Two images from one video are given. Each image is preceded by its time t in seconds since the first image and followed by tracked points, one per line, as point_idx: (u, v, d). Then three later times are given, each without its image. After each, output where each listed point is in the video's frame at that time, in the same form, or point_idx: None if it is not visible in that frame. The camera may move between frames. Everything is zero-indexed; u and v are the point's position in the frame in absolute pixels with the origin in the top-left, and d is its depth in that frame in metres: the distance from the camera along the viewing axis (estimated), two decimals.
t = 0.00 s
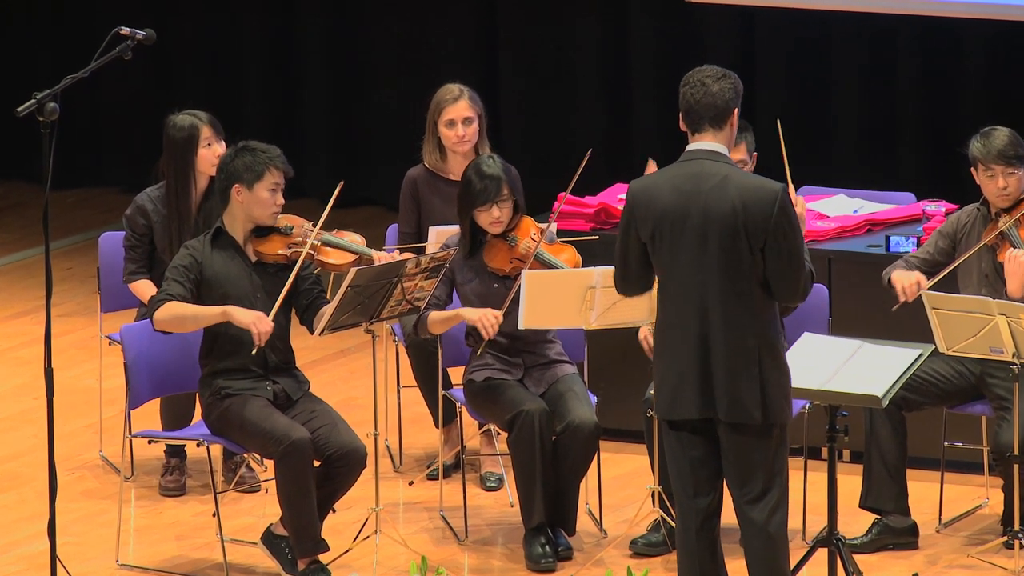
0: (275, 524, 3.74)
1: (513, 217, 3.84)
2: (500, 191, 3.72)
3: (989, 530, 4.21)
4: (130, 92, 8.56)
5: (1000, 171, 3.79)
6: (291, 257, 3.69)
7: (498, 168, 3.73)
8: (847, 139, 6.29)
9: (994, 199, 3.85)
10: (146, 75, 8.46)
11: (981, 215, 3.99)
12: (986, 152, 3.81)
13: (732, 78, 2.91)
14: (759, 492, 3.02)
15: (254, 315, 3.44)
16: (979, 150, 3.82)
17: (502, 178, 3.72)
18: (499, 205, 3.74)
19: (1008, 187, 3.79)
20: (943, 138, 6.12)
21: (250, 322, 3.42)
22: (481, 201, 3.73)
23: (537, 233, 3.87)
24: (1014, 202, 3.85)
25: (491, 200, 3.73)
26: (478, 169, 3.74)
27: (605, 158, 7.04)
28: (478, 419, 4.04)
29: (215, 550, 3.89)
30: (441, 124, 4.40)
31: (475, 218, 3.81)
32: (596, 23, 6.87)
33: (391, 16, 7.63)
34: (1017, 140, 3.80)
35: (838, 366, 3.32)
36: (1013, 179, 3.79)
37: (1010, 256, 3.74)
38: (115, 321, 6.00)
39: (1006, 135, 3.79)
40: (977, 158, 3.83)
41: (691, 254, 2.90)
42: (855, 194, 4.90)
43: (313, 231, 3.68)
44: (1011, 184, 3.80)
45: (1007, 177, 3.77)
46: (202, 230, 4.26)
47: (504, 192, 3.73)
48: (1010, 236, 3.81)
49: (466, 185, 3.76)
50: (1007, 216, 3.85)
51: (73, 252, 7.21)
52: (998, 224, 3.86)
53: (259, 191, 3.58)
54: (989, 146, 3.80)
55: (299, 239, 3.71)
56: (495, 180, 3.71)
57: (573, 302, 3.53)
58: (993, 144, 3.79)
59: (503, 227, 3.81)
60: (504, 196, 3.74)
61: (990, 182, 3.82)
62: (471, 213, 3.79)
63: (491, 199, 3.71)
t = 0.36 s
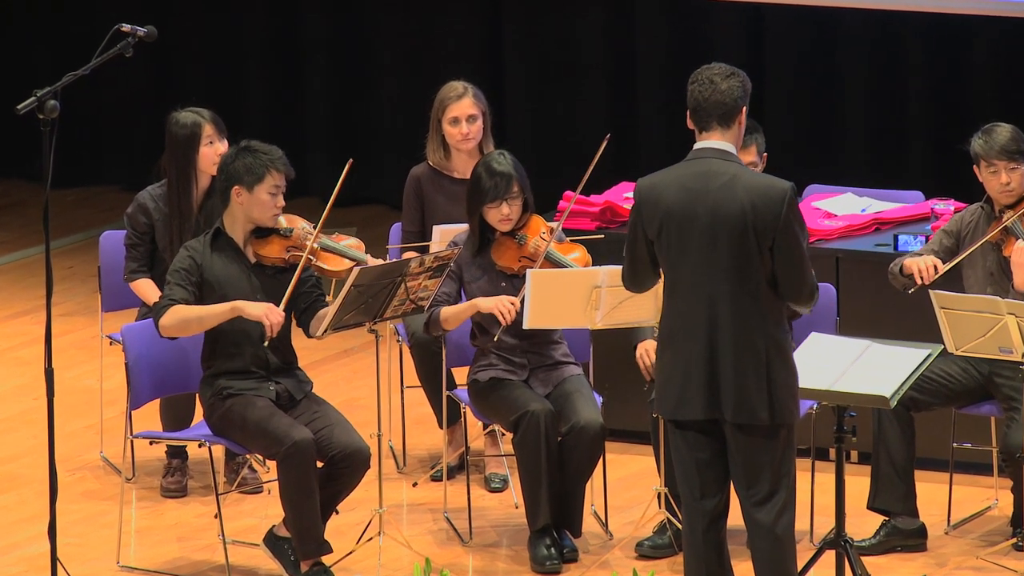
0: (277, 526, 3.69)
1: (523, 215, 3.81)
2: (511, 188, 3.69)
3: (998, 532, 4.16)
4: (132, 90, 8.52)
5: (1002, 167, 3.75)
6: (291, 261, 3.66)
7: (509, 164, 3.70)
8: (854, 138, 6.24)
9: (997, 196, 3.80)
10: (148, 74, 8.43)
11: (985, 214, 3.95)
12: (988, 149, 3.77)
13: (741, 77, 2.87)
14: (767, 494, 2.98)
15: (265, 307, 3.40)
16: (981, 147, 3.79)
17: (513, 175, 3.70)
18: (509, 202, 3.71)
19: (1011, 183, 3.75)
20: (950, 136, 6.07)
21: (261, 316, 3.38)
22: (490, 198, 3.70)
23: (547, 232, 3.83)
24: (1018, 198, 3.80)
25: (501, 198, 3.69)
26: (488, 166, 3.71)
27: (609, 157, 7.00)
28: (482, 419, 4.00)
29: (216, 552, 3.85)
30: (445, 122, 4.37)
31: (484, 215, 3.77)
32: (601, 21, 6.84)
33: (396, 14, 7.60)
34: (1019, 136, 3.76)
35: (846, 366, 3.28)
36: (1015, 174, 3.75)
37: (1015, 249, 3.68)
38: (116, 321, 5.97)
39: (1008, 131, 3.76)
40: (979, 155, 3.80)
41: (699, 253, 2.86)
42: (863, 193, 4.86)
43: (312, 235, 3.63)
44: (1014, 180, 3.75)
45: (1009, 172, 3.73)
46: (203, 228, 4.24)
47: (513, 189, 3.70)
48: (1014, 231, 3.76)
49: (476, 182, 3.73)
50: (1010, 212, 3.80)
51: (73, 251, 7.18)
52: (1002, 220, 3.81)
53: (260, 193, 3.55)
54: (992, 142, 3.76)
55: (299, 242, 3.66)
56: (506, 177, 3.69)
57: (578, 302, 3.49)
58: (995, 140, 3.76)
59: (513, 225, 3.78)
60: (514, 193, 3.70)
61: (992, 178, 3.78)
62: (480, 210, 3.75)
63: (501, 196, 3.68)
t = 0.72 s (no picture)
0: (279, 529, 3.66)
1: (530, 214, 3.77)
2: (521, 186, 3.65)
3: (1008, 535, 4.11)
4: (133, 89, 8.48)
5: (999, 165, 3.71)
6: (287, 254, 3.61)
7: (519, 162, 3.66)
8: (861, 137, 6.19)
9: (997, 194, 3.76)
10: (149, 73, 8.39)
11: (990, 215, 3.89)
12: (984, 148, 3.73)
13: (748, 75, 2.83)
14: (775, 496, 2.93)
15: (238, 322, 3.36)
16: (977, 147, 3.74)
17: (523, 173, 3.66)
18: (517, 201, 3.67)
19: (1009, 181, 3.71)
20: (960, 135, 6.00)
21: (232, 330, 3.33)
22: (500, 196, 3.66)
23: (555, 232, 3.79)
24: (1019, 195, 3.75)
25: (511, 196, 3.66)
26: (499, 164, 3.67)
27: (614, 157, 6.96)
28: (485, 421, 3.95)
29: (217, 555, 3.80)
30: (447, 120, 4.33)
31: (492, 213, 3.74)
32: (606, 20, 6.78)
33: (399, 14, 7.56)
34: (1015, 133, 3.72)
35: (853, 367, 3.23)
36: (1014, 171, 3.70)
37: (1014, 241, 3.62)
38: (116, 322, 5.93)
39: (1004, 129, 3.72)
40: (975, 155, 3.75)
41: (705, 253, 2.81)
42: (871, 193, 4.81)
43: (307, 226, 3.60)
44: (1012, 177, 3.71)
45: (1007, 168, 3.69)
46: (204, 228, 4.20)
47: (523, 188, 3.66)
48: (1013, 226, 3.69)
49: (485, 179, 3.69)
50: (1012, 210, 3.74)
51: (73, 251, 7.14)
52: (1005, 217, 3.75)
53: (254, 187, 3.51)
54: (987, 141, 3.72)
55: (294, 235, 3.63)
56: (516, 176, 3.65)
57: (583, 302, 3.44)
58: (991, 139, 3.71)
59: (520, 223, 3.74)
60: (524, 191, 3.67)
61: (991, 177, 3.73)
62: (489, 208, 3.72)
63: (511, 194, 3.64)
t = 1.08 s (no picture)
0: (282, 532, 3.62)
1: (536, 215, 3.73)
2: (528, 186, 3.62)
3: (1019, 539, 4.05)
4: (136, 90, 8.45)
5: (1012, 167, 3.66)
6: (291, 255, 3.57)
7: (527, 162, 3.63)
8: (869, 136, 6.14)
9: (1010, 196, 3.72)
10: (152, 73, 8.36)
11: (1001, 220, 3.84)
12: (996, 149, 3.68)
13: (756, 73, 2.78)
14: (783, 500, 2.88)
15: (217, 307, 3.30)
16: (989, 148, 3.69)
17: (530, 173, 3.62)
18: (525, 201, 3.64)
19: (1022, 182, 3.67)
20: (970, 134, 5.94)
21: (209, 314, 3.27)
22: (507, 197, 3.62)
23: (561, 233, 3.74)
24: None
25: (518, 196, 3.62)
26: (506, 163, 3.63)
27: (620, 158, 6.91)
28: (490, 423, 3.91)
29: (219, 558, 3.76)
30: (452, 119, 4.29)
31: (499, 213, 3.70)
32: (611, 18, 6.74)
33: (403, 13, 7.52)
34: None
35: (863, 368, 3.18)
36: None
37: None
38: (117, 323, 5.89)
39: (1017, 129, 3.67)
40: (988, 156, 3.69)
41: (713, 255, 2.77)
42: (880, 193, 4.77)
43: (311, 225, 3.56)
44: None
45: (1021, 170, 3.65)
46: (206, 228, 4.16)
47: (531, 188, 3.63)
48: None
49: (492, 179, 3.65)
50: None
51: (74, 251, 7.11)
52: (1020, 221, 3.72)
53: (255, 186, 3.46)
54: (999, 142, 3.66)
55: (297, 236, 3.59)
56: (524, 176, 3.61)
57: (589, 303, 3.40)
58: (1003, 139, 3.66)
59: (526, 224, 3.70)
60: (531, 192, 3.63)
61: (1004, 178, 3.68)
62: (495, 208, 3.68)
63: (519, 195, 3.61)
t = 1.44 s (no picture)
0: (285, 535, 3.58)
1: (539, 214, 3.69)
2: (529, 185, 3.58)
3: None
4: (139, 90, 8.42)
5: None
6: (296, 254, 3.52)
7: (526, 162, 3.59)
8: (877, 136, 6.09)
9: None
10: (156, 73, 8.33)
11: (1016, 216, 3.78)
12: None
13: (762, 71, 2.74)
14: (793, 502, 2.84)
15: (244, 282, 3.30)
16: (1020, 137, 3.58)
17: (530, 173, 3.59)
18: (526, 200, 3.60)
19: None
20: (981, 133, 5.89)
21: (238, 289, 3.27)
22: (507, 197, 3.58)
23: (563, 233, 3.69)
24: None
25: (519, 196, 3.58)
26: (505, 163, 3.60)
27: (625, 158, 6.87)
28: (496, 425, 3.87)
29: (221, 561, 3.72)
30: (457, 118, 4.25)
31: (501, 214, 3.66)
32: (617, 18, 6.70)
33: (408, 12, 7.49)
34: None
35: (872, 370, 3.14)
36: None
37: None
38: (119, 324, 5.86)
39: None
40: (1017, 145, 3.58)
41: (721, 254, 2.73)
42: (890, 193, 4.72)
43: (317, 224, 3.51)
44: None
45: None
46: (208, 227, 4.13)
47: (532, 188, 3.59)
48: None
49: (493, 180, 3.62)
50: None
51: (75, 252, 7.08)
52: None
53: (259, 185, 3.43)
54: None
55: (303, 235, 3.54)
56: (524, 176, 3.57)
57: (595, 304, 3.35)
58: None
59: (529, 224, 3.66)
60: (532, 191, 3.59)
61: None
62: (497, 209, 3.64)
63: (518, 195, 3.57)
